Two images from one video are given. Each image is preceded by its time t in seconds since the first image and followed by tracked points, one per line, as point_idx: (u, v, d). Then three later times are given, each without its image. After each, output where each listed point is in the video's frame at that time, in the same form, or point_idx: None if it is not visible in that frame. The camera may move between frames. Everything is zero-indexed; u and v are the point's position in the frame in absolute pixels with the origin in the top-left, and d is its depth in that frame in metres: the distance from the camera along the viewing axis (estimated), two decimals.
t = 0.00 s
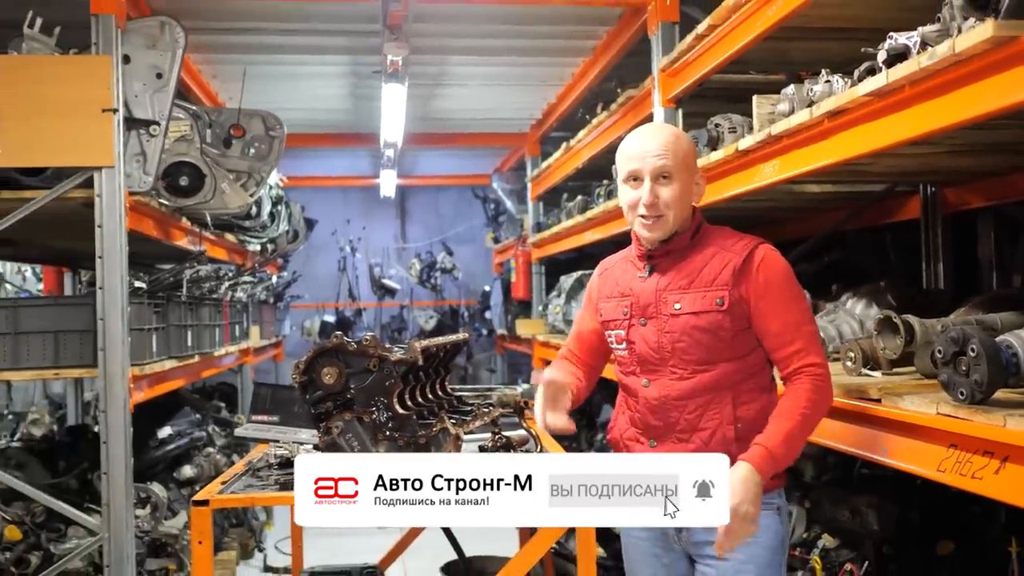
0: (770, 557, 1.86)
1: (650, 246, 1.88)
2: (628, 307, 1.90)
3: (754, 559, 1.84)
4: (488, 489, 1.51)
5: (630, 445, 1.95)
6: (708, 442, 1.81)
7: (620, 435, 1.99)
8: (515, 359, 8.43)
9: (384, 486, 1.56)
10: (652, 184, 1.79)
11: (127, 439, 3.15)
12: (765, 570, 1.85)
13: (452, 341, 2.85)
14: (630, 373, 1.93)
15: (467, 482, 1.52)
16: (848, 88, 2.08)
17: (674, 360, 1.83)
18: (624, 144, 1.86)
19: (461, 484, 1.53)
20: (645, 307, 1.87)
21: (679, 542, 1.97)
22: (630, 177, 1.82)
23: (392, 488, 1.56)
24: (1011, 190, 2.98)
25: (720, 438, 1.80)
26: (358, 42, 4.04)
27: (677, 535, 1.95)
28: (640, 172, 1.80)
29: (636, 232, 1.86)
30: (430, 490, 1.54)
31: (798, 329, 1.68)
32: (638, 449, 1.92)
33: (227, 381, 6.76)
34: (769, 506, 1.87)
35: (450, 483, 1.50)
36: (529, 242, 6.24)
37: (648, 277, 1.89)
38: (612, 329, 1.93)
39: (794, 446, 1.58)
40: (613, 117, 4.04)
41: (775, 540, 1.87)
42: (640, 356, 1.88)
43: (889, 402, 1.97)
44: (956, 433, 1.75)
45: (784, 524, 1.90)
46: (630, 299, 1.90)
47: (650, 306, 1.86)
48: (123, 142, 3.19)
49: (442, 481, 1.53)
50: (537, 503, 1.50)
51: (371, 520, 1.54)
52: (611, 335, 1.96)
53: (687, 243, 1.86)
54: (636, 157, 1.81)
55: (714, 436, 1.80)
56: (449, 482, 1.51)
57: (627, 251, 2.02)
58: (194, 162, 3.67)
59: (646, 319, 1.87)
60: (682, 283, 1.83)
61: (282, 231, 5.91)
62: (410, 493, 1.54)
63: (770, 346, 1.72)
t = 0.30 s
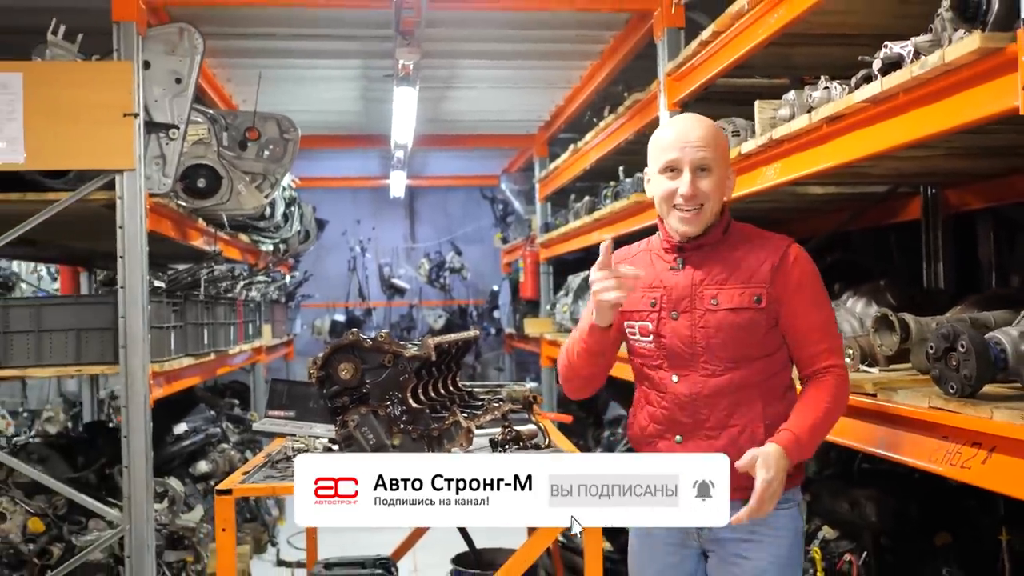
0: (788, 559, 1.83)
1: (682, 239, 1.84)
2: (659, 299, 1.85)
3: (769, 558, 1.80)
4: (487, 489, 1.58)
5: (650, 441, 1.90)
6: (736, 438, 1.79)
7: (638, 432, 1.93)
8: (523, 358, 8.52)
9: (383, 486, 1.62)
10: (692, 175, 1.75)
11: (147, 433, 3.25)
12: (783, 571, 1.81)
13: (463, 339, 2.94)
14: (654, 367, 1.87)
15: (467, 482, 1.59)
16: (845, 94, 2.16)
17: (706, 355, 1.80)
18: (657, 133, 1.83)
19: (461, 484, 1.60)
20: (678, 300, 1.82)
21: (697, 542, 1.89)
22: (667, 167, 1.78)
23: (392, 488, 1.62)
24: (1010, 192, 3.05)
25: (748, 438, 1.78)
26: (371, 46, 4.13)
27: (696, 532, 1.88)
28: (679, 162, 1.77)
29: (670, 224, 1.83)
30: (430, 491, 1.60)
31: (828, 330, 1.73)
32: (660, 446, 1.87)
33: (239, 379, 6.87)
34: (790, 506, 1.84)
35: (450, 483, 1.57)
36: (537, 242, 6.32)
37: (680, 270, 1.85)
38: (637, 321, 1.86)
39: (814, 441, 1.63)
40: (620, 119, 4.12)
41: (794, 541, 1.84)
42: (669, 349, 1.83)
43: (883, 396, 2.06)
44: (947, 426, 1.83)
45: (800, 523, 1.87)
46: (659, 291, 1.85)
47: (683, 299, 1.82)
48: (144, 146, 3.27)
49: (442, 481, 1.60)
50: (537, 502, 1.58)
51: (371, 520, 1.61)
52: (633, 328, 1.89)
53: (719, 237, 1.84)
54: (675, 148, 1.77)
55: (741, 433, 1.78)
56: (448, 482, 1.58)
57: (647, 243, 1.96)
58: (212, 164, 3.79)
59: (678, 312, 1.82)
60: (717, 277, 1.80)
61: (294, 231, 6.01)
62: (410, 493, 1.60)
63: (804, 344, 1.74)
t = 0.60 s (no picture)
0: (781, 556, 1.79)
1: (690, 240, 1.74)
2: (665, 299, 1.74)
3: (766, 560, 1.76)
4: (487, 488, 1.49)
5: (647, 445, 1.80)
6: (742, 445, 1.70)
7: (635, 435, 1.83)
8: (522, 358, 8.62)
9: (384, 486, 1.53)
10: (708, 174, 1.67)
11: (157, 431, 3.35)
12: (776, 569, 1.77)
13: (464, 339, 3.04)
14: (657, 369, 1.76)
15: (467, 481, 1.50)
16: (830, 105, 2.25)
17: (714, 358, 1.70)
18: (668, 138, 1.75)
19: (461, 483, 1.51)
20: (685, 301, 1.72)
21: (691, 539, 1.79)
22: (682, 167, 1.70)
23: (392, 488, 1.53)
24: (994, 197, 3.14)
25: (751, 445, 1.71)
26: (374, 54, 4.22)
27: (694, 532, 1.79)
28: (695, 161, 1.68)
29: (680, 226, 1.73)
30: (430, 491, 1.51)
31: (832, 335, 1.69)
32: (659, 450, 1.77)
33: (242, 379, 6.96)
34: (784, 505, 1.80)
35: (449, 482, 1.48)
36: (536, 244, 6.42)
37: (687, 271, 1.74)
38: (642, 320, 1.76)
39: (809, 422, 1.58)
40: (617, 125, 4.21)
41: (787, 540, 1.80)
42: (677, 352, 1.73)
43: (865, 394, 2.16)
44: (925, 422, 1.94)
45: (792, 523, 1.84)
46: (665, 291, 1.74)
47: (691, 301, 1.72)
48: (155, 152, 3.35)
49: (442, 481, 1.51)
50: (537, 503, 1.48)
51: (370, 520, 1.52)
52: (636, 327, 1.78)
53: (728, 242, 1.74)
54: (690, 147, 1.70)
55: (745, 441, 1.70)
56: (448, 482, 1.48)
57: (647, 240, 1.85)
58: (219, 170, 3.89)
59: (686, 314, 1.72)
60: (727, 279, 1.71)
61: (296, 234, 6.11)
62: (410, 493, 1.51)
63: (810, 350, 1.68)
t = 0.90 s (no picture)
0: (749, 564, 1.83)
1: (662, 251, 1.78)
2: (642, 313, 1.75)
3: (746, 558, 1.83)
4: (488, 493, 1.66)
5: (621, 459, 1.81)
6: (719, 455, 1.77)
7: (606, 449, 1.83)
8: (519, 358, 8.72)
9: (384, 491, 1.69)
10: (681, 180, 1.72)
11: (161, 430, 3.45)
12: None
13: (460, 340, 3.13)
14: (634, 383, 1.78)
15: (467, 486, 1.66)
16: (812, 116, 2.34)
17: (692, 370, 1.75)
18: (638, 146, 1.79)
19: (461, 489, 1.67)
20: (663, 315, 1.75)
21: (667, 550, 1.81)
22: (655, 172, 1.73)
23: (392, 493, 1.69)
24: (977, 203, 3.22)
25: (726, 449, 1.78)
26: (373, 61, 4.31)
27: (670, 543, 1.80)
28: (667, 168, 1.73)
29: (653, 232, 1.75)
30: (430, 495, 1.67)
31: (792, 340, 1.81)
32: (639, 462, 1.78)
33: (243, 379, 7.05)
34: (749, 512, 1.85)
35: (449, 487, 1.64)
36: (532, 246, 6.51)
37: (662, 283, 1.77)
38: (618, 335, 1.77)
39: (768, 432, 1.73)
40: (611, 130, 4.30)
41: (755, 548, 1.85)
42: (656, 366, 1.75)
43: (844, 394, 2.25)
44: (898, 420, 2.03)
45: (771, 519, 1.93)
46: (642, 305, 1.76)
47: (669, 315, 1.75)
48: (160, 158, 3.45)
49: (443, 486, 1.67)
50: (538, 506, 1.66)
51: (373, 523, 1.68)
52: (609, 341, 1.79)
53: (695, 250, 1.79)
54: (662, 154, 1.74)
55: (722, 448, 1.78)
56: (448, 486, 1.65)
57: (608, 250, 1.85)
58: (221, 175, 4.00)
59: (663, 328, 1.75)
60: (703, 291, 1.76)
61: (297, 236, 6.20)
62: (411, 497, 1.67)
63: (775, 355, 1.80)
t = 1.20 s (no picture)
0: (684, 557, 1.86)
1: (567, 247, 1.81)
2: (551, 311, 1.78)
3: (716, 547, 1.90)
4: (488, 529, 1.61)
5: (546, 457, 1.85)
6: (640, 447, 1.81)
7: (531, 445, 1.87)
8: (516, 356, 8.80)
9: (383, 526, 1.66)
10: (574, 174, 1.74)
11: (160, 425, 3.53)
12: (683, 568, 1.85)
13: (451, 336, 3.21)
14: (549, 380, 1.81)
15: (467, 522, 1.62)
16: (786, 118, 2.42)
17: (607, 365, 1.78)
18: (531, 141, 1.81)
19: (461, 525, 1.63)
20: (573, 311, 1.78)
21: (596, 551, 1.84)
22: (548, 168, 1.76)
23: (391, 529, 1.65)
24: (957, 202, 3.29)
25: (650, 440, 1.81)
26: (367, 63, 4.38)
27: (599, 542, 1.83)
28: (559, 163, 1.75)
29: (552, 226, 1.78)
30: (430, 531, 1.64)
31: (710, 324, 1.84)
32: (561, 461, 1.83)
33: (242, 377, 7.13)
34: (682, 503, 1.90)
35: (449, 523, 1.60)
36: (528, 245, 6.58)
37: (570, 278, 1.79)
38: (529, 335, 1.80)
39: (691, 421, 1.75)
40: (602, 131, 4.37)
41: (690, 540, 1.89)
42: (569, 362, 1.78)
43: (818, 387, 2.32)
44: (866, 412, 2.11)
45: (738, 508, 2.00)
46: (551, 301, 1.79)
47: (580, 310, 1.77)
48: (158, 159, 3.53)
49: (442, 522, 1.63)
50: (537, 543, 1.60)
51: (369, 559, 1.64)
52: (521, 341, 1.82)
53: (600, 240, 1.82)
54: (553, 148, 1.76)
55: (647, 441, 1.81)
56: (448, 523, 1.61)
57: (514, 249, 1.88)
58: (218, 176, 4.03)
59: (575, 323, 1.78)
60: (611, 283, 1.79)
61: (294, 235, 6.28)
62: (409, 533, 1.63)
63: (693, 341, 1.83)
